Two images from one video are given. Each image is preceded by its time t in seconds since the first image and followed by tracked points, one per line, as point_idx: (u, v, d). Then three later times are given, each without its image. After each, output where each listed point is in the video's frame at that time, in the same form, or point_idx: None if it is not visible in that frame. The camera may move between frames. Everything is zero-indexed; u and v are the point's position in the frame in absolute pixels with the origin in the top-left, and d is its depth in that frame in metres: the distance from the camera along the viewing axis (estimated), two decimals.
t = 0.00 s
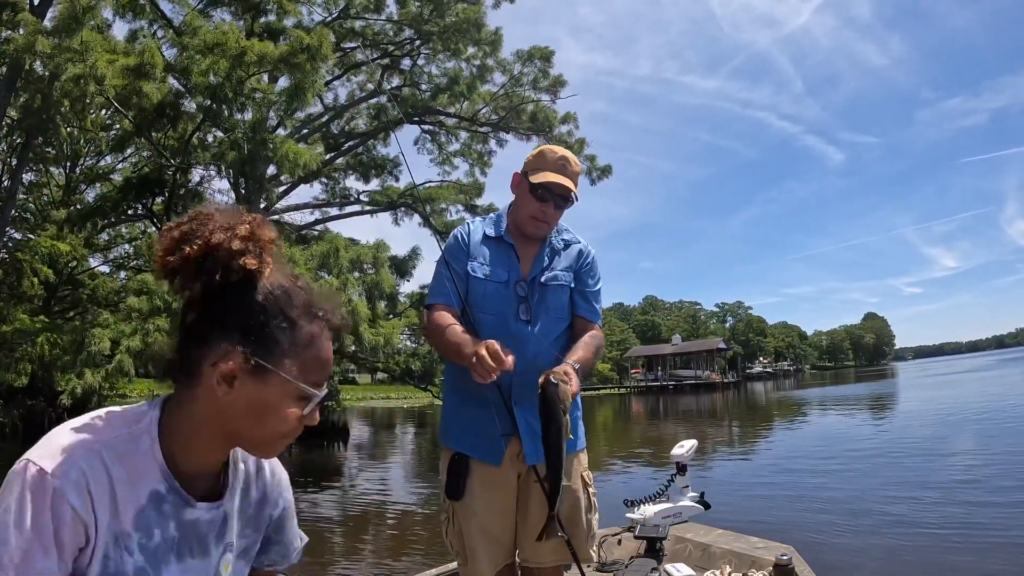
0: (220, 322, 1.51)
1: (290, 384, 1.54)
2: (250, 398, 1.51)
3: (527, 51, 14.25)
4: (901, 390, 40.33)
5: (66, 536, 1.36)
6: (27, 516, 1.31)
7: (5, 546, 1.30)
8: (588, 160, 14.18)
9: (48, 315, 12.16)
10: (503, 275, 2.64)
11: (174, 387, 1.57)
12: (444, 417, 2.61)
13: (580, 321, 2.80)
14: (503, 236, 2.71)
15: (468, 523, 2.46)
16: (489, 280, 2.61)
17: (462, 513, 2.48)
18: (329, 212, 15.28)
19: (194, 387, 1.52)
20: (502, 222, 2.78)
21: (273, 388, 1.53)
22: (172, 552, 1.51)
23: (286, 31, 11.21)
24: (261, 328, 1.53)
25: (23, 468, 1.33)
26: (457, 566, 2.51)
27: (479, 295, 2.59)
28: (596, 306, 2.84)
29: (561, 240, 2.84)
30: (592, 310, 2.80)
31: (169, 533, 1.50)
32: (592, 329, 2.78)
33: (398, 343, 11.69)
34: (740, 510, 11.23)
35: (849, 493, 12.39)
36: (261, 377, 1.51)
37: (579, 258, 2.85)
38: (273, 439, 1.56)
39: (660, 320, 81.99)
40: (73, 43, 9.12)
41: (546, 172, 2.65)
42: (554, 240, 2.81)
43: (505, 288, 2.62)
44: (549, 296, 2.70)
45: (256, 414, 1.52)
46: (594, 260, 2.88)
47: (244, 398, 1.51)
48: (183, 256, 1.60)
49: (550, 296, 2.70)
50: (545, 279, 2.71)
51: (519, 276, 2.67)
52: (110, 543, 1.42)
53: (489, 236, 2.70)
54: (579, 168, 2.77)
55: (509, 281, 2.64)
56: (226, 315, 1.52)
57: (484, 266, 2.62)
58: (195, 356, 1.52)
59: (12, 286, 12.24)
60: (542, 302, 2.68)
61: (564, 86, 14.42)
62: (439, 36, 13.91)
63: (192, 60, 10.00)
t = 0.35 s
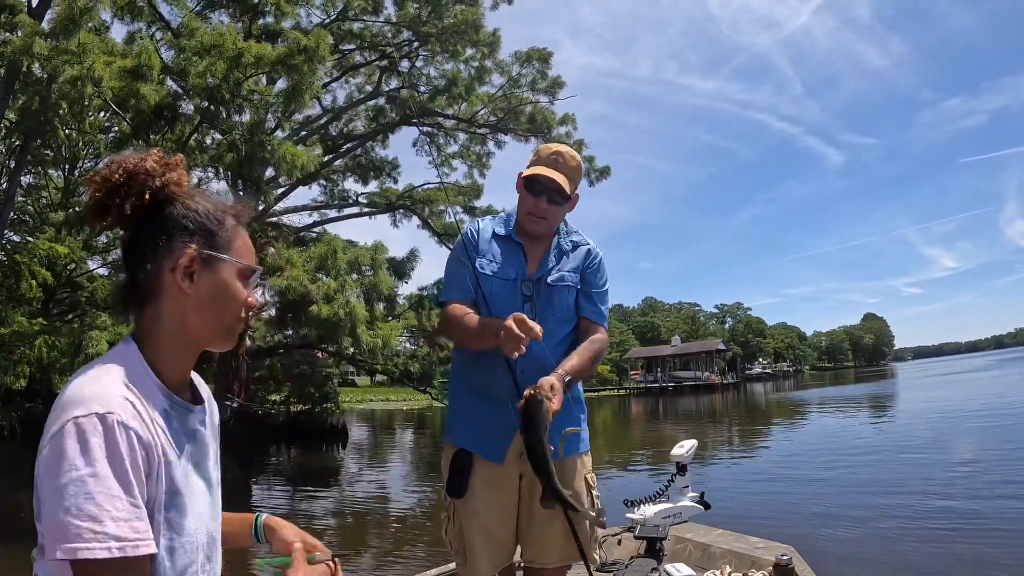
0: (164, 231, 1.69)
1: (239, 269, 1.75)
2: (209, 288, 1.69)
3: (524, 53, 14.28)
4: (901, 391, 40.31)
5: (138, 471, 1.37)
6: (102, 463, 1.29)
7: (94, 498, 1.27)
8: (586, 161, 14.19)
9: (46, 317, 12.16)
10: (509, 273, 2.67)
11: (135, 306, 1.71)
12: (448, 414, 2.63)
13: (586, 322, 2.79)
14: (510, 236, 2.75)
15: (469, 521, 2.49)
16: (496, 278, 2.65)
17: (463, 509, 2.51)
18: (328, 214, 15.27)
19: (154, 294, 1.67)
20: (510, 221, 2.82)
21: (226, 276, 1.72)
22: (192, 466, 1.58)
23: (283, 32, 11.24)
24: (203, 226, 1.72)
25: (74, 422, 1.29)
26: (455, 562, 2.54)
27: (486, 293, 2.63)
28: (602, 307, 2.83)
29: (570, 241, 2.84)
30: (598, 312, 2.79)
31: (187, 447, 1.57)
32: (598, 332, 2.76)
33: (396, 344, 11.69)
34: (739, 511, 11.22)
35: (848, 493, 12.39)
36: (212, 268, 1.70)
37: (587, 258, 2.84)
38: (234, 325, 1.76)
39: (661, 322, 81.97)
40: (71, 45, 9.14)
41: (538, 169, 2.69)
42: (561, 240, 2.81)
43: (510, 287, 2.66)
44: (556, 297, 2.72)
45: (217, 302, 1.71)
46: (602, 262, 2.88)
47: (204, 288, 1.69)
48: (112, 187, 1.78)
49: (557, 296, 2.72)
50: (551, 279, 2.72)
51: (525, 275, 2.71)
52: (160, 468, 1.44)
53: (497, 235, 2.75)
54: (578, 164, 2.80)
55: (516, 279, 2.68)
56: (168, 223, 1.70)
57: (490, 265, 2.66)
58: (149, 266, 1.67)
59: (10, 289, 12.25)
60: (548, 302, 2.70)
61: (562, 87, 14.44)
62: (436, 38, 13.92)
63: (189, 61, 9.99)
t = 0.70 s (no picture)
0: (149, 229, 1.71)
1: (220, 264, 1.73)
2: (192, 282, 1.69)
3: (519, 56, 14.32)
4: (900, 391, 40.35)
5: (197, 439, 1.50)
6: (166, 429, 1.42)
7: (170, 458, 1.40)
8: (581, 163, 14.21)
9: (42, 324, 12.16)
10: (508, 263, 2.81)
11: (127, 302, 1.72)
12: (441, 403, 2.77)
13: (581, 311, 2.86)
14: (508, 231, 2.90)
15: (456, 519, 2.57)
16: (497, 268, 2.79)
17: (449, 504, 2.60)
18: (324, 219, 15.27)
19: (142, 289, 1.68)
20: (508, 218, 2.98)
21: (207, 270, 1.71)
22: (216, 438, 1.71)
23: (277, 37, 11.26)
24: (186, 223, 1.72)
25: (135, 402, 1.41)
26: (441, 558, 2.64)
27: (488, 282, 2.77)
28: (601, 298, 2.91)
29: (566, 237, 3.00)
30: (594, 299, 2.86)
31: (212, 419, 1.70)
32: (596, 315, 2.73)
33: (392, 349, 11.69)
34: (739, 512, 11.20)
35: (846, 494, 12.37)
36: (195, 263, 1.69)
37: (582, 253, 2.99)
38: (216, 317, 1.74)
39: (660, 325, 81.95)
40: (64, 52, 9.15)
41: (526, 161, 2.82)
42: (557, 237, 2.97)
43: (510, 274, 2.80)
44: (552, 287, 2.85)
45: (199, 297, 1.70)
46: (597, 257, 3.02)
47: (188, 282, 1.68)
48: (102, 191, 1.80)
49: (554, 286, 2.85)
50: (547, 270, 2.86)
51: (524, 266, 2.84)
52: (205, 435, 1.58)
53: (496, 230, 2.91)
54: (568, 155, 2.86)
55: (515, 266, 2.82)
56: (154, 221, 1.71)
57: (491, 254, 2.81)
58: (137, 261, 1.69)
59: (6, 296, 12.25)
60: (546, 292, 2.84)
61: (556, 90, 14.47)
62: (431, 41, 13.93)
63: (183, 67, 10.01)
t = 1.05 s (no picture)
0: (136, 230, 1.70)
1: (210, 260, 1.72)
2: (184, 281, 1.69)
3: (520, 53, 14.30)
4: (897, 390, 40.49)
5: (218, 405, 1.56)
6: (194, 377, 1.45)
7: (207, 400, 1.43)
8: (582, 161, 14.20)
9: (40, 319, 12.14)
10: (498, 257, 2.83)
11: (122, 304, 1.73)
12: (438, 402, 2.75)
13: (578, 306, 2.86)
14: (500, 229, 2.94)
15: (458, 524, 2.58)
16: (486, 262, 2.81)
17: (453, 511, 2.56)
18: (324, 215, 15.24)
19: (134, 290, 1.68)
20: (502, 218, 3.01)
21: (197, 266, 1.70)
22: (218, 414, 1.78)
23: (277, 32, 11.21)
24: (172, 222, 1.71)
25: (158, 370, 1.44)
26: (446, 563, 2.62)
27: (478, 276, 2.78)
28: (594, 294, 2.90)
29: (558, 234, 2.99)
30: (589, 295, 2.87)
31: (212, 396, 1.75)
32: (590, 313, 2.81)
33: (391, 346, 11.69)
34: (736, 511, 11.23)
35: (844, 493, 12.40)
36: (184, 261, 1.69)
37: (576, 247, 2.96)
38: (210, 313, 1.74)
39: (658, 323, 82.02)
40: (63, 46, 9.11)
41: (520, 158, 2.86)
42: (549, 233, 2.96)
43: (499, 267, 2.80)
44: (545, 281, 2.84)
45: (192, 295, 1.70)
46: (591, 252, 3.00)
47: (180, 281, 1.68)
48: (91, 196, 1.81)
49: (545, 280, 2.84)
50: (541, 264, 2.85)
51: (513, 261, 2.85)
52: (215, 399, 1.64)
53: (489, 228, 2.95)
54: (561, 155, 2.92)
55: (503, 263, 2.82)
56: (140, 223, 1.70)
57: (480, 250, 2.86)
58: (127, 265, 1.69)
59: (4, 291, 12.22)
60: (537, 285, 2.83)
61: (557, 87, 14.45)
62: (431, 38, 13.88)
63: (182, 61, 9.97)
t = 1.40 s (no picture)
0: (137, 230, 1.69)
1: (213, 259, 1.72)
2: (188, 280, 1.68)
3: (521, 50, 14.30)
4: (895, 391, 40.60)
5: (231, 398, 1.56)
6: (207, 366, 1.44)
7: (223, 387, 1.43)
8: (583, 159, 14.19)
9: (39, 313, 12.12)
10: (498, 259, 2.80)
11: (126, 305, 1.72)
12: (439, 409, 2.78)
13: (578, 306, 2.89)
14: (496, 229, 2.89)
15: (466, 524, 2.55)
16: (485, 265, 2.77)
17: (459, 513, 2.57)
18: (324, 212, 15.23)
19: (138, 291, 1.68)
20: (497, 216, 2.95)
21: (201, 266, 1.70)
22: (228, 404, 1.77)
23: (278, 27, 11.18)
24: (174, 222, 1.70)
25: (171, 364, 1.44)
26: (450, 564, 2.62)
27: (477, 279, 2.74)
28: (593, 291, 2.92)
29: (554, 232, 2.98)
30: (589, 295, 2.89)
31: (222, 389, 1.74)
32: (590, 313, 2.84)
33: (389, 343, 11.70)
34: (734, 511, 11.26)
35: (841, 494, 12.44)
36: (187, 260, 1.68)
37: (573, 245, 2.98)
38: (214, 311, 1.74)
39: (657, 322, 82.08)
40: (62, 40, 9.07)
41: (523, 167, 2.80)
42: (545, 232, 2.95)
43: (499, 270, 2.77)
44: (546, 281, 2.84)
45: (196, 294, 1.70)
46: (587, 249, 3.02)
47: (184, 281, 1.68)
48: (92, 198, 1.80)
49: (545, 280, 2.84)
50: (540, 264, 2.84)
51: (512, 262, 2.83)
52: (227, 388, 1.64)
53: (483, 229, 2.88)
54: (561, 159, 2.89)
55: (502, 264, 2.79)
56: (142, 223, 1.69)
57: (478, 253, 2.79)
58: (131, 265, 1.68)
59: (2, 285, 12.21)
60: (538, 286, 2.83)
61: (558, 85, 14.44)
62: (433, 35, 13.84)
63: (182, 56, 9.95)
